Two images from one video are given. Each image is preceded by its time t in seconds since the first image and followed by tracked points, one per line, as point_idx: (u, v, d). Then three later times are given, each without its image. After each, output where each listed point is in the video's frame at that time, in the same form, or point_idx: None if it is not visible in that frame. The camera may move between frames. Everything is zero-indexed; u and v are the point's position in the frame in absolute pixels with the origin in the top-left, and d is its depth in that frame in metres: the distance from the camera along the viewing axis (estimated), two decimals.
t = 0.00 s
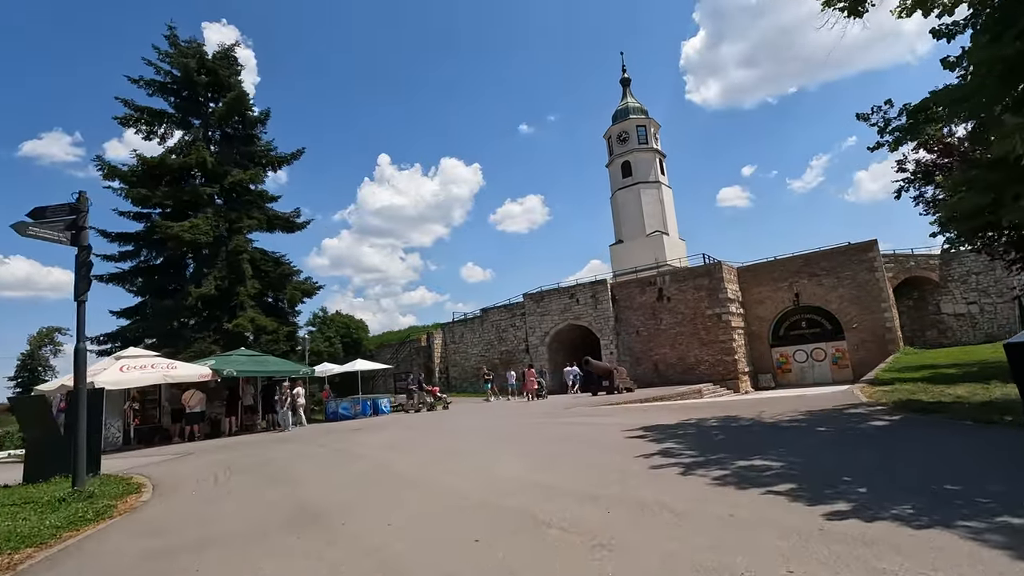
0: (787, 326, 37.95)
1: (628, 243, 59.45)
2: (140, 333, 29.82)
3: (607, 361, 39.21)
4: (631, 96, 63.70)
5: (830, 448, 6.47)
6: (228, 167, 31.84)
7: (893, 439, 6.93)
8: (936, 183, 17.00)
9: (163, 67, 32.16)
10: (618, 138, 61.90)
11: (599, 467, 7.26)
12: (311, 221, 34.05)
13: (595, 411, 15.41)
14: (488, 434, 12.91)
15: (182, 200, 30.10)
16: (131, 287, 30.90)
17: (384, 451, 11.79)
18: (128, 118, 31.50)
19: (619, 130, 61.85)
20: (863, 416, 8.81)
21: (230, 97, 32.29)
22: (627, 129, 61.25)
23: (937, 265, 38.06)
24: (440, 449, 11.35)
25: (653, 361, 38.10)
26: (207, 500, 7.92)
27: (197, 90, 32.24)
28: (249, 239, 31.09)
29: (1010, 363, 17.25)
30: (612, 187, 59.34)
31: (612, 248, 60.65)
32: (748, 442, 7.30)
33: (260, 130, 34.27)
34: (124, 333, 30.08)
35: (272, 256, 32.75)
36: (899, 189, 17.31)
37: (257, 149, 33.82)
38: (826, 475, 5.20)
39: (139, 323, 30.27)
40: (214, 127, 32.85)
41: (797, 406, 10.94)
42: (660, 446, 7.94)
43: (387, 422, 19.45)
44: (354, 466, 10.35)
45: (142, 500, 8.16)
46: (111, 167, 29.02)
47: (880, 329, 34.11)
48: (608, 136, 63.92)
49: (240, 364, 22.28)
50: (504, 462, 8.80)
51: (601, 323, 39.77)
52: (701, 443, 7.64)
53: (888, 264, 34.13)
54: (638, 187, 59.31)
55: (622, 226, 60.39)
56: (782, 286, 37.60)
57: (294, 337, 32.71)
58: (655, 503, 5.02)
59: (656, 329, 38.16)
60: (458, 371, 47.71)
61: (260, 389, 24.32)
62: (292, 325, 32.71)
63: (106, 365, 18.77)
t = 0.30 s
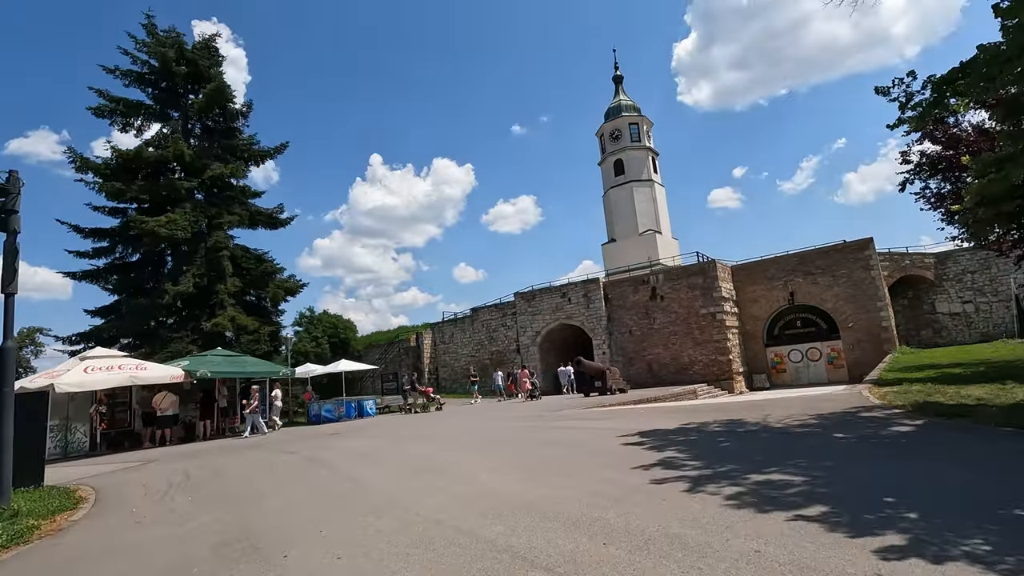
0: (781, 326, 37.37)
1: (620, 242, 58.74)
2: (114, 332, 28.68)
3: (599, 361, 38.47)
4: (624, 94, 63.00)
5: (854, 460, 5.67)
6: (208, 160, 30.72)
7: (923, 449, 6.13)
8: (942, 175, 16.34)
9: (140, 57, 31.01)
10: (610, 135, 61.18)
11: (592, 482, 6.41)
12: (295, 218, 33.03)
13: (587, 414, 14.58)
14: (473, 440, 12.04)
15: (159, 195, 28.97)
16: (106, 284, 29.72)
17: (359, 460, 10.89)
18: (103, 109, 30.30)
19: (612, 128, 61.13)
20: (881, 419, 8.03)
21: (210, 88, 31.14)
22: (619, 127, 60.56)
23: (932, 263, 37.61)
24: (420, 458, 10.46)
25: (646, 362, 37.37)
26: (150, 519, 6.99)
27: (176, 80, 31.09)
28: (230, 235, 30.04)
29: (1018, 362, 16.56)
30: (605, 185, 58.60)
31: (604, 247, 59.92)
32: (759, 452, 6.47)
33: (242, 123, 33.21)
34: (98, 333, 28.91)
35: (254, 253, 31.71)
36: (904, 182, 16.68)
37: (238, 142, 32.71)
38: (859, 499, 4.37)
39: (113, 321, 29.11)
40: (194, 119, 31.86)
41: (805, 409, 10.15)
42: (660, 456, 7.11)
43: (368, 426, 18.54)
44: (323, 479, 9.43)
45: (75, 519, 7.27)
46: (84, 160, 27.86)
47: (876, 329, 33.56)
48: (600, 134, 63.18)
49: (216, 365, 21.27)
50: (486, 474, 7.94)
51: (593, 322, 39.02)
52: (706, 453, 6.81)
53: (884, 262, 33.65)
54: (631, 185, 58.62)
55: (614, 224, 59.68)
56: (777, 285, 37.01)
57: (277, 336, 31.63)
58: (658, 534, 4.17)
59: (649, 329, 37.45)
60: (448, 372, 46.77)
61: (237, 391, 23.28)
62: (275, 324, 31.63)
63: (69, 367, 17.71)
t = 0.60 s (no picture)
0: (758, 326, 37.25)
1: (597, 243, 58.31)
2: (63, 335, 26.91)
3: (576, 363, 37.83)
4: (601, 94, 62.66)
5: (867, 475, 4.95)
6: (166, 154, 29.12)
7: (937, 458, 5.45)
8: (924, 169, 16.01)
9: (92, 44, 29.27)
10: (587, 135, 60.74)
11: (567, 501, 5.58)
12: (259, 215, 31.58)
13: (564, 418, 13.76)
14: (441, 450, 11.12)
15: (112, 189, 27.33)
16: (54, 284, 27.90)
17: (313, 473, 9.89)
18: (51, 98, 28.50)
19: (589, 128, 60.74)
20: (881, 422, 7.38)
21: (167, 78, 29.52)
22: (596, 127, 60.20)
23: (904, 263, 37.91)
24: (380, 472, 9.51)
25: (624, 363, 36.84)
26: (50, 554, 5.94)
27: (132, 69, 29.43)
28: (189, 233, 28.52)
29: (1000, 361, 16.28)
30: (582, 185, 58.13)
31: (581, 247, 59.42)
32: (757, 463, 5.72)
33: (203, 115, 31.66)
34: (45, 335, 27.12)
35: (215, 252, 30.19)
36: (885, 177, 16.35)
37: (199, 135, 31.15)
38: (887, 529, 3.62)
39: (62, 323, 27.33)
40: (151, 110, 30.27)
41: (795, 411, 9.49)
42: (644, 468, 6.33)
43: (332, 432, 17.43)
44: (269, 498, 8.43)
45: None
46: (29, 151, 26.09)
47: (851, 329, 33.59)
48: (577, 134, 62.75)
49: (168, 370, 19.88)
50: (450, 492, 7.05)
51: (570, 323, 38.38)
52: (696, 465, 6.04)
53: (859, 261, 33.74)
54: (608, 185, 58.27)
55: (591, 225, 59.23)
56: (754, 285, 36.88)
57: (240, 339, 30.14)
58: None
59: (626, 329, 36.94)
60: (422, 375, 45.59)
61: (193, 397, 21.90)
62: (238, 326, 30.12)
63: None
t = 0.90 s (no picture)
0: (729, 328, 37.21)
1: (569, 244, 57.86)
2: None
3: (548, 366, 37.14)
4: (572, 96, 62.35)
5: (884, 496, 4.24)
6: (112, 145, 27.25)
7: (952, 469, 4.81)
8: (896, 167, 15.82)
9: (30, 26, 27.25)
10: (559, 136, 60.34)
11: (534, 527, 4.75)
12: (215, 212, 29.93)
13: (534, 424, 12.93)
14: (400, 462, 10.17)
15: (50, 183, 25.41)
16: None
17: (254, 491, 8.83)
18: None
19: (560, 129, 60.32)
20: (878, 428, 6.77)
21: (113, 65, 27.66)
22: (568, 128, 59.85)
23: (869, 265, 38.44)
24: (329, 490, 8.51)
25: (596, 365, 36.29)
26: None
27: (75, 54, 27.52)
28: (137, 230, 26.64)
29: (970, 361, 16.19)
30: (554, 187, 57.63)
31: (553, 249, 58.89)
32: (752, 481, 4.99)
33: (154, 106, 29.90)
34: None
35: (167, 250, 28.45)
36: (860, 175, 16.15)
37: (149, 127, 29.35)
38: (932, 574, 2.88)
39: None
40: (97, 99, 28.41)
41: (780, 416, 8.87)
42: (622, 486, 5.54)
43: (285, 442, 16.23)
44: (195, 523, 7.34)
45: None
46: None
47: (820, 330, 33.78)
48: (549, 135, 62.28)
49: (106, 377, 18.32)
50: (402, 515, 6.14)
51: (542, 325, 37.67)
52: (682, 482, 5.27)
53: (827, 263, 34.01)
54: (580, 187, 57.93)
55: (563, 226, 58.76)
56: (725, 287, 36.84)
57: (193, 343, 28.40)
58: None
59: (599, 331, 36.43)
60: (390, 379, 44.23)
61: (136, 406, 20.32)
62: (192, 329, 28.39)
63: None
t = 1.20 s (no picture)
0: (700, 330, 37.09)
1: (540, 246, 57.24)
2: None
3: (518, 369, 36.35)
4: (543, 97, 61.87)
5: (911, 529, 3.53)
6: (49, 134, 25.24)
7: (980, 489, 4.14)
8: (870, 165, 15.66)
9: None
10: (530, 137, 59.77)
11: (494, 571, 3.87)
12: (165, 208, 28.15)
13: (501, 432, 12.08)
14: (352, 479, 9.17)
15: None
16: None
17: (179, 517, 7.71)
18: None
19: (532, 130, 59.76)
20: (877, 437, 6.14)
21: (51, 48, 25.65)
22: (539, 129, 59.32)
23: (835, 268, 38.86)
24: (265, 515, 7.47)
25: (568, 369, 35.64)
26: None
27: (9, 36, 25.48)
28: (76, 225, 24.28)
29: (942, 362, 16.03)
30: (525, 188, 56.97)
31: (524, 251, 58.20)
32: (751, 507, 4.24)
33: (99, 95, 27.98)
34: None
35: (111, 248, 26.56)
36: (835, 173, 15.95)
37: (93, 116, 27.41)
38: None
39: None
40: (35, 85, 26.44)
41: (765, 422, 8.23)
42: (597, 512, 4.73)
43: (233, 455, 14.96)
44: (97, 559, 6.22)
45: None
46: None
47: (789, 332, 33.90)
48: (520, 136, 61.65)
49: (32, 384, 16.67)
50: (340, 549, 5.19)
51: (512, 328, 36.87)
52: (668, 508, 4.49)
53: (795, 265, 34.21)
54: (551, 188, 57.43)
55: (534, 228, 58.14)
56: (695, 289, 36.70)
57: (140, 347, 26.57)
58: None
59: (570, 334, 35.81)
60: (355, 384, 42.72)
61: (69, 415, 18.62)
62: (138, 332, 26.54)
63: None
